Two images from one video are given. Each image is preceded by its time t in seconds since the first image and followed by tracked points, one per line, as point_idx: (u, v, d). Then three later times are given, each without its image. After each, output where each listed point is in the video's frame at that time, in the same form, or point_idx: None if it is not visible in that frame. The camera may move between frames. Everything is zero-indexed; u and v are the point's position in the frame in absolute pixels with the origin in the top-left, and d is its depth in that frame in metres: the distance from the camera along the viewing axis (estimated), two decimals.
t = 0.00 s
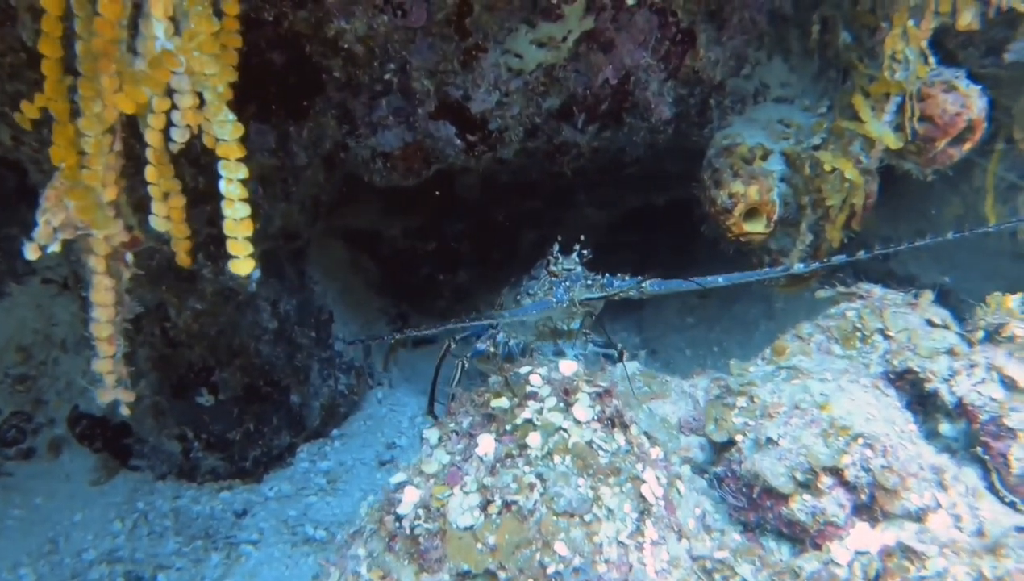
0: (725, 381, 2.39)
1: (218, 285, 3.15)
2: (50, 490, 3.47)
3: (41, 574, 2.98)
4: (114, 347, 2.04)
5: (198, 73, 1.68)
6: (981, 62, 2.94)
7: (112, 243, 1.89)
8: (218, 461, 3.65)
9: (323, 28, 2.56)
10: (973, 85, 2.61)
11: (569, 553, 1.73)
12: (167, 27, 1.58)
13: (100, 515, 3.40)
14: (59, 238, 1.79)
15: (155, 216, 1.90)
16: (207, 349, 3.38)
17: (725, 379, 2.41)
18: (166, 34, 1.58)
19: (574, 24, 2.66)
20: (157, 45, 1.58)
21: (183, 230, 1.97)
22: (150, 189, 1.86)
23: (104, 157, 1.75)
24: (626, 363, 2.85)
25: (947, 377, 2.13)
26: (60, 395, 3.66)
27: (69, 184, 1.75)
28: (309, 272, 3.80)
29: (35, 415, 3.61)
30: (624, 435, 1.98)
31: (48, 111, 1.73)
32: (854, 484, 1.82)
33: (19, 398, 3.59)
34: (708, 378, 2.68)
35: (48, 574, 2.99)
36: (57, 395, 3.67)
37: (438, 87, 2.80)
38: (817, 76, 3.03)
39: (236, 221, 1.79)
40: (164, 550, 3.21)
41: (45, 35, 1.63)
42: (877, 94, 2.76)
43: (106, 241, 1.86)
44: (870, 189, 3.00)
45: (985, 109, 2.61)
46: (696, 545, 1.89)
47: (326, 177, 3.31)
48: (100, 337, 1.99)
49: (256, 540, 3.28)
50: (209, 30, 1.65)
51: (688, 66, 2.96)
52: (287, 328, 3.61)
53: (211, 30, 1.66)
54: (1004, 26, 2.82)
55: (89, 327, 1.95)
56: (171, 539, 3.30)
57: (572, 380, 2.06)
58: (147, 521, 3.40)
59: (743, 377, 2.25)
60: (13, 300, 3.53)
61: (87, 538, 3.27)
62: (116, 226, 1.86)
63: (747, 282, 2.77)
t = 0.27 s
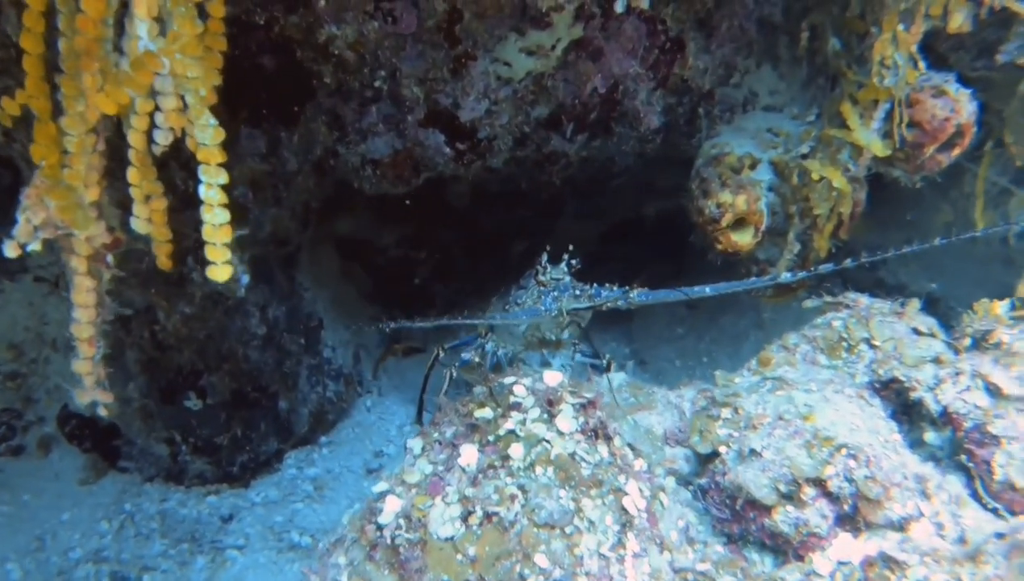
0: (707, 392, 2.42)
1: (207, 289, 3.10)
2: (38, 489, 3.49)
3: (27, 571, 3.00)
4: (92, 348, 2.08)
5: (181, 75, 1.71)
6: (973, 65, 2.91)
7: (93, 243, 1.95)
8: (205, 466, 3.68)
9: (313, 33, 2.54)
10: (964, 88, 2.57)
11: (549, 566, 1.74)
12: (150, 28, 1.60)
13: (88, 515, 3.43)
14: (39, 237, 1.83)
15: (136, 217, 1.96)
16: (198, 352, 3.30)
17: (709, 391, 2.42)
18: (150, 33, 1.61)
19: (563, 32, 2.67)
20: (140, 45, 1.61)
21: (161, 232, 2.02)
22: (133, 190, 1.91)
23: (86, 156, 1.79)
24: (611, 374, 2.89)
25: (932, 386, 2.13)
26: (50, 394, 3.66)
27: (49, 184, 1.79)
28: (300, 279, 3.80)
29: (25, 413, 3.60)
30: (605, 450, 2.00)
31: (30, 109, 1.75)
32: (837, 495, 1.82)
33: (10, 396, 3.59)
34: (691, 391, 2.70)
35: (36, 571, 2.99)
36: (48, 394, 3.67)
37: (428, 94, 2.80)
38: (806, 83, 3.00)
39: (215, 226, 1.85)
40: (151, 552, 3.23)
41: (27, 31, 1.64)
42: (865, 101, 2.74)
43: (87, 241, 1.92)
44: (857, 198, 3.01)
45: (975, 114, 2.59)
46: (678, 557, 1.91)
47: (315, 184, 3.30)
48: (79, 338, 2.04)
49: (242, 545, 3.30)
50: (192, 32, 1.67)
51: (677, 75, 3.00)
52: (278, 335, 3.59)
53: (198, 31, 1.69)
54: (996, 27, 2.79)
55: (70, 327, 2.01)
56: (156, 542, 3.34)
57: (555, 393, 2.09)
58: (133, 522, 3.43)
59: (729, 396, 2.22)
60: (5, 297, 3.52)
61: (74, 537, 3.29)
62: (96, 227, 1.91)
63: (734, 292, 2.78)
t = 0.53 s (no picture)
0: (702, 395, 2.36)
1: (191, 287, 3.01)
2: (19, 486, 3.65)
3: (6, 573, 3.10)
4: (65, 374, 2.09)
5: (152, 103, 1.76)
6: (971, 72, 2.85)
7: (67, 268, 1.95)
8: (193, 461, 3.67)
9: (299, 33, 2.55)
10: (961, 98, 2.56)
11: None
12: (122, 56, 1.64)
13: (71, 513, 3.54)
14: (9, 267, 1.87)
15: (109, 241, 1.98)
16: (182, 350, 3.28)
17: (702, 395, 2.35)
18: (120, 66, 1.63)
19: (555, 33, 2.61)
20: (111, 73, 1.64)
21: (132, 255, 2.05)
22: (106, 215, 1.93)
23: (57, 184, 1.80)
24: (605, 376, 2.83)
25: (925, 403, 2.07)
26: (31, 389, 3.78)
27: (19, 216, 1.79)
28: (291, 273, 3.75)
29: (8, 410, 3.77)
30: (593, 458, 1.93)
31: None
32: (825, 513, 1.78)
33: None
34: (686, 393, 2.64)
35: (17, 573, 3.08)
36: (30, 389, 3.79)
37: (417, 93, 2.77)
38: (805, 86, 2.92)
39: (187, 256, 1.89)
40: (135, 551, 3.27)
41: None
42: (864, 107, 2.70)
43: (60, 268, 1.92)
44: (855, 204, 2.98)
45: (972, 123, 2.57)
46: (663, 573, 1.74)
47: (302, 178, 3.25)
48: (53, 362, 2.06)
49: (229, 543, 3.31)
50: (163, 59, 1.72)
51: (673, 74, 2.92)
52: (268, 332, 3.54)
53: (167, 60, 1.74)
54: (989, 39, 2.75)
55: (44, 350, 2.02)
56: (142, 539, 3.39)
57: (543, 403, 2.02)
58: (119, 521, 3.51)
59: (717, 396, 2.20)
60: None
61: (55, 537, 3.39)
62: (69, 254, 1.92)
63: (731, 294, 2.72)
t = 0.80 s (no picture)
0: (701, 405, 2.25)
1: (180, 291, 2.92)
2: (10, 489, 3.65)
3: None
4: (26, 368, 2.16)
5: (114, 87, 1.82)
6: (986, 69, 2.81)
7: (27, 260, 2.03)
8: (181, 467, 3.58)
9: (289, 29, 2.47)
10: (974, 96, 2.46)
11: None
12: (80, 37, 1.72)
13: (60, 517, 3.52)
14: None
15: (71, 235, 2.04)
16: (171, 355, 3.19)
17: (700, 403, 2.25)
18: (78, 44, 1.72)
19: (551, 29, 2.56)
20: (69, 54, 1.73)
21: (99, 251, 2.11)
22: (68, 208, 1.99)
23: (16, 170, 1.88)
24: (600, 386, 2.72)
25: (933, 413, 1.98)
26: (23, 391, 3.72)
27: None
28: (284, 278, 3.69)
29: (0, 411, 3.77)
30: (582, 471, 1.85)
31: None
32: (827, 528, 1.69)
33: None
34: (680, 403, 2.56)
35: (2, 575, 3.05)
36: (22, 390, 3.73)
37: (410, 93, 2.68)
38: (810, 86, 2.86)
39: (145, 250, 1.97)
40: (121, 558, 3.23)
41: None
42: (872, 107, 2.61)
43: (19, 259, 2.01)
44: (861, 207, 2.89)
45: (986, 121, 2.47)
46: None
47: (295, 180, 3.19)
48: (15, 356, 2.13)
49: (216, 551, 3.28)
50: (124, 42, 1.80)
51: (674, 74, 2.87)
52: (258, 338, 3.47)
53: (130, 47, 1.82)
54: (1010, 30, 2.71)
55: (4, 345, 2.07)
56: (128, 546, 3.34)
57: (531, 411, 1.94)
58: (106, 526, 3.45)
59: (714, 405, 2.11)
60: None
61: (42, 541, 3.37)
62: (27, 243, 2.00)
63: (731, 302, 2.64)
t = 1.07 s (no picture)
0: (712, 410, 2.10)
1: (174, 288, 2.83)
2: (5, 487, 3.49)
3: None
4: None
5: (58, 69, 1.83)
6: (1011, 61, 2.70)
7: None
8: (179, 467, 3.47)
9: (280, 18, 2.38)
10: (1000, 88, 2.35)
11: None
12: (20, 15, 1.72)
13: (57, 515, 3.39)
14: None
15: (22, 229, 2.06)
16: (166, 353, 3.03)
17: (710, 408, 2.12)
18: (19, 22, 1.72)
19: (553, 19, 2.45)
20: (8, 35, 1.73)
21: (54, 247, 2.11)
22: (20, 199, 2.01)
23: None
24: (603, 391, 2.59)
25: (953, 423, 1.88)
26: (24, 387, 3.61)
27: None
28: (284, 276, 3.59)
29: None
30: (579, 483, 1.76)
31: None
32: (838, 547, 1.59)
33: None
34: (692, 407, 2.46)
35: None
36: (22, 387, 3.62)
37: (406, 85, 2.59)
38: (826, 80, 2.72)
39: (88, 249, 1.99)
40: (118, 557, 3.14)
41: None
42: (891, 100, 2.49)
43: None
44: (878, 206, 2.77)
45: (1013, 115, 2.36)
46: None
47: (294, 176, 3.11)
48: None
49: (214, 552, 3.19)
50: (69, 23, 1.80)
51: (683, 66, 2.78)
52: (260, 336, 3.35)
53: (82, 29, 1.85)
54: None
55: None
56: (126, 545, 3.23)
57: (525, 420, 1.86)
58: (103, 524, 3.34)
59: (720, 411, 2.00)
60: None
61: (41, 539, 3.24)
62: None
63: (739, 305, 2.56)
